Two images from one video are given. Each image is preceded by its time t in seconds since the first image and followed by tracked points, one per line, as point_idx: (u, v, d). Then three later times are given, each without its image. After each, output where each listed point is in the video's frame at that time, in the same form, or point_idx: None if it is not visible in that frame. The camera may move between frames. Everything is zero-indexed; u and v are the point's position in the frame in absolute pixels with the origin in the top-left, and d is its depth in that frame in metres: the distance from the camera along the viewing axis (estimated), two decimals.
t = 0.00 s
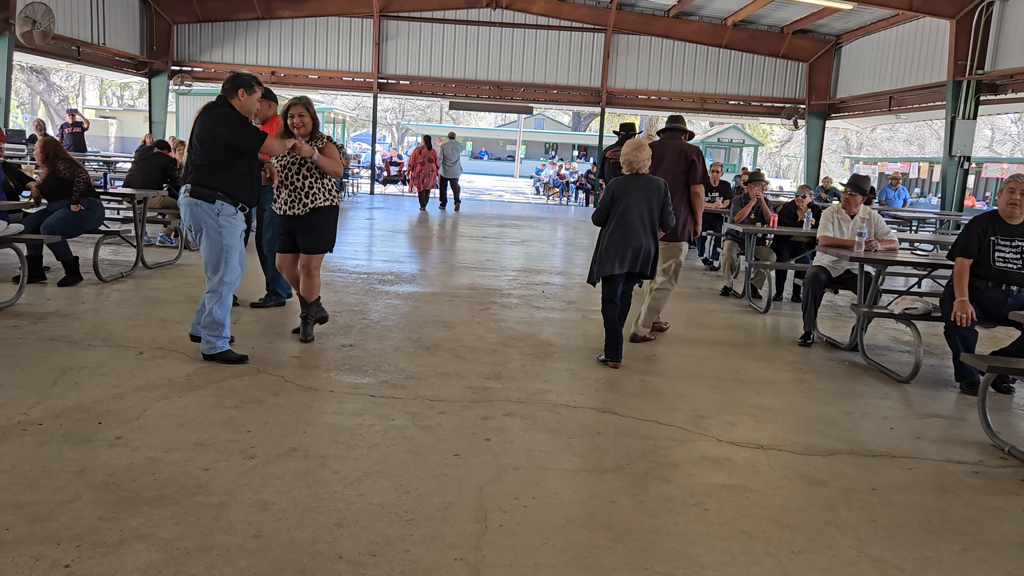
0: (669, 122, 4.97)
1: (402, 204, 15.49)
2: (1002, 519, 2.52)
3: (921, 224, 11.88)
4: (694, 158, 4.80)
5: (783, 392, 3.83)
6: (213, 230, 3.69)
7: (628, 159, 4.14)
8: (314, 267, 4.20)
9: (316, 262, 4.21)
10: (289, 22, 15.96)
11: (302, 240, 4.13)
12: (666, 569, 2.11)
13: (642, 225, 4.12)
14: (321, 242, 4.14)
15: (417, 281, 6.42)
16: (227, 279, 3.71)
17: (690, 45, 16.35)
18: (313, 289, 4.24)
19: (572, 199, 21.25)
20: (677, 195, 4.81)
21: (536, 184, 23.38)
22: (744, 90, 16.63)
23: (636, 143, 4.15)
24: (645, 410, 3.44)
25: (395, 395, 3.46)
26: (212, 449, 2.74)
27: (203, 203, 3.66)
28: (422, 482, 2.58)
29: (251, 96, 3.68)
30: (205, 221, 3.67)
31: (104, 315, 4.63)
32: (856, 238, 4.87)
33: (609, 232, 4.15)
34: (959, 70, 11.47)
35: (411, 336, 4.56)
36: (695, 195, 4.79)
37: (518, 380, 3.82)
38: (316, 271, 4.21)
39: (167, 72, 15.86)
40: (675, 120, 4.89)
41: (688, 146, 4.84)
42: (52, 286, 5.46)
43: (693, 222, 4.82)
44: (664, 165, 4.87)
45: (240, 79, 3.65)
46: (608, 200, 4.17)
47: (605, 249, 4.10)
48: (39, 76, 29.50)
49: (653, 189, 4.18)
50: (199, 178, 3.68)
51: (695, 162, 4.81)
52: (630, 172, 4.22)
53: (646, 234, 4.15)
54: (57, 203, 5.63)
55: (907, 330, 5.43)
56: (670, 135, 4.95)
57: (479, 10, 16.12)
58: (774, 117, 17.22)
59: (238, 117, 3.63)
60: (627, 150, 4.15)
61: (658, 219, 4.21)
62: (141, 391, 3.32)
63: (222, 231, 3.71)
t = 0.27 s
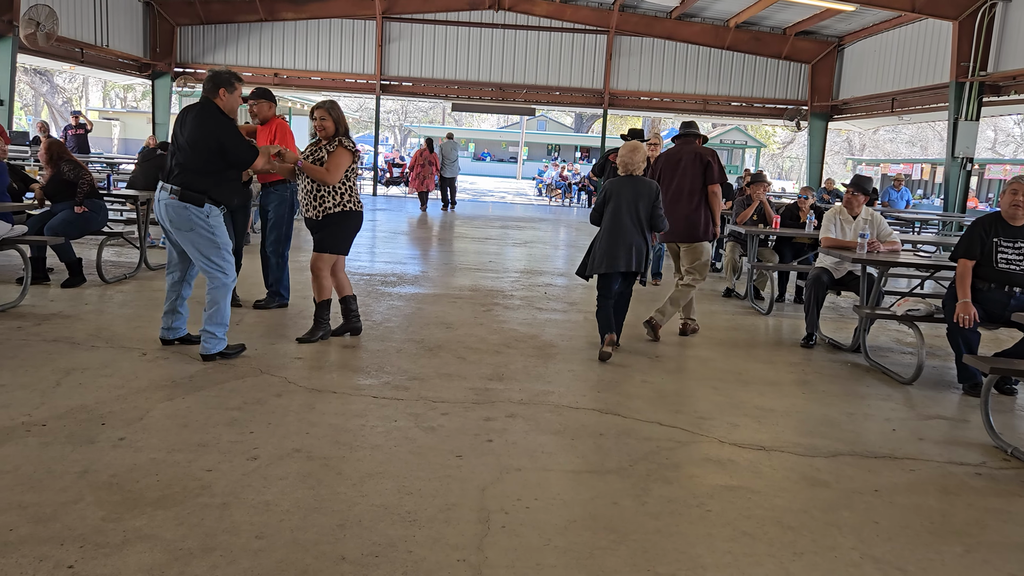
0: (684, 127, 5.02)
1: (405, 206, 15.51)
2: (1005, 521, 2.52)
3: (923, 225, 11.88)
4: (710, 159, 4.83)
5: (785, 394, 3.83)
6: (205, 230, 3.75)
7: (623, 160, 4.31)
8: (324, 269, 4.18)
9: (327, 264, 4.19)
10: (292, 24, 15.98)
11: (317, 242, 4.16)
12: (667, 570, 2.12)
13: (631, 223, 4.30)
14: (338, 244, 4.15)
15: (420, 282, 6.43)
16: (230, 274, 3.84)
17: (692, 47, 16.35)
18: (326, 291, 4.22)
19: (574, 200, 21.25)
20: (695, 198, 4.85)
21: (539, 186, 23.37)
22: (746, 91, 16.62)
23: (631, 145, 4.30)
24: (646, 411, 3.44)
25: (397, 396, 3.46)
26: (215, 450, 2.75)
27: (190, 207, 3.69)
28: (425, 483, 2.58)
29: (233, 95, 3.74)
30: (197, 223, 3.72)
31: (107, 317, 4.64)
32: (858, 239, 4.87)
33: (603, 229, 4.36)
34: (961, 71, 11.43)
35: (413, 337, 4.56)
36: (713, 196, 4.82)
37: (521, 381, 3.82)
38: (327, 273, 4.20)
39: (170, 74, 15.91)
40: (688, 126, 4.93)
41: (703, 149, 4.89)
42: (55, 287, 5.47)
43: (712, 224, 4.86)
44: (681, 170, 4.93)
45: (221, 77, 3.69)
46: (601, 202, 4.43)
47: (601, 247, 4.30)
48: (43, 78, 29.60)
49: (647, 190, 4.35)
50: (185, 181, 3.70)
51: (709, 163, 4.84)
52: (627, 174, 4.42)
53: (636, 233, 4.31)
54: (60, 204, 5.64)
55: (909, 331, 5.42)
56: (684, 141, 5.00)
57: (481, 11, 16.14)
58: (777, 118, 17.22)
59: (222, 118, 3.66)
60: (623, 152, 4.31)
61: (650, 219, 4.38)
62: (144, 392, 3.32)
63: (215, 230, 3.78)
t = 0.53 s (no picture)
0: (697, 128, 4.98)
1: (407, 206, 15.52)
2: (1006, 522, 2.52)
3: (925, 226, 11.88)
4: (729, 155, 4.80)
5: (787, 395, 3.83)
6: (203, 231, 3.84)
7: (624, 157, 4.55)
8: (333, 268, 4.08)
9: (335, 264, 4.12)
10: (294, 25, 15.99)
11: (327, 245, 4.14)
12: (669, 571, 2.12)
13: (630, 215, 4.46)
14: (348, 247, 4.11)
15: (422, 284, 6.43)
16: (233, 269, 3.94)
17: (694, 48, 16.35)
18: (335, 293, 4.13)
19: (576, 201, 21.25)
20: (717, 195, 4.82)
21: (540, 187, 23.38)
22: (748, 93, 16.62)
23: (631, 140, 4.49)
24: (648, 412, 3.45)
25: (399, 397, 3.46)
26: (218, 451, 2.75)
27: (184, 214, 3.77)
28: (427, 484, 2.58)
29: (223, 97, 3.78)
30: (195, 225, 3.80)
31: (110, 318, 4.64)
32: (860, 241, 4.87)
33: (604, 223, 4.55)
34: (963, 72, 11.45)
35: (415, 338, 4.57)
36: (735, 191, 4.80)
37: (523, 382, 3.82)
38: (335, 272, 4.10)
39: (173, 75, 15.93)
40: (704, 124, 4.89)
41: (721, 146, 4.84)
42: (58, 288, 5.48)
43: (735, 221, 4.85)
44: (699, 169, 4.87)
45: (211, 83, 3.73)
46: (600, 192, 4.64)
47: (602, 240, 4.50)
48: (45, 79, 29.64)
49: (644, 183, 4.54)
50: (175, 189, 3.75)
51: (732, 159, 4.80)
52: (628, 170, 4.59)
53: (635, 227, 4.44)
54: (63, 205, 5.65)
55: (911, 332, 5.42)
56: (701, 138, 4.96)
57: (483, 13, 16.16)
58: (778, 119, 17.21)
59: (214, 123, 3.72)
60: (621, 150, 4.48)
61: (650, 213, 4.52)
62: (147, 393, 3.33)
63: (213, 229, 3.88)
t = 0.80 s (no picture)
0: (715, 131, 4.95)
1: (408, 207, 15.52)
2: (1008, 522, 2.52)
3: (927, 226, 11.89)
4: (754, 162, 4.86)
5: (788, 395, 3.83)
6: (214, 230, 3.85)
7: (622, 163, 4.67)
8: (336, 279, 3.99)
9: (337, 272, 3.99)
10: (295, 26, 16.00)
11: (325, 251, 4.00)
12: (670, 571, 2.12)
13: (616, 217, 4.56)
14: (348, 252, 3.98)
15: (423, 284, 6.43)
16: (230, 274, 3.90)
17: (695, 48, 16.35)
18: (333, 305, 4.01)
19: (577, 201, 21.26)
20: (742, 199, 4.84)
21: (541, 187, 23.38)
22: (749, 93, 16.62)
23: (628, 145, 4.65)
24: (650, 412, 3.45)
25: (400, 398, 3.47)
26: (219, 451, 2.75)
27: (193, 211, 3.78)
28: (428, 484, 2.58)
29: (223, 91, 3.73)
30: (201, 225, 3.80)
31: (111, 318, 4.64)
32: (861, 241, 4.87)
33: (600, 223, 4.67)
34: (964, 72, 11.47)
35: (417, 339, 4.57)
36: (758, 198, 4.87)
37: (524, 382, 3.82)
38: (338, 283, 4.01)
39: (174, 76, 15.94)
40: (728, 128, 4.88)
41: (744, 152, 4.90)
42: (59, 289, 5.48)
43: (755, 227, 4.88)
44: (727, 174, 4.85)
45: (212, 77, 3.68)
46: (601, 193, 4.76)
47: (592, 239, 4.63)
48: (46, 80, 29.65)
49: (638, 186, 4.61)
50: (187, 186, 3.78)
51: (757, 166, 4.86)
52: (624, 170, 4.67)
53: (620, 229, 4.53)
54: (64, 206, 5.65)
55: (912, 332, 5.43)
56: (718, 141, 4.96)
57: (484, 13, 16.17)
58: (779, 119, 17.21)
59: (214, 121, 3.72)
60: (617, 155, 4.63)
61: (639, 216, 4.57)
62: (149, 393, 3.33)
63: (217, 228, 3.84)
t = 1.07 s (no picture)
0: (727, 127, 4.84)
1: (408, 207, 15.52)
2: (1008, 523, 2.52)
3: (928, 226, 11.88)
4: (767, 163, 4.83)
5: (788, 395, 3.83)
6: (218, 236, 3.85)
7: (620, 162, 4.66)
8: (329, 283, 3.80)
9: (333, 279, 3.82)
10: (295, 26, 16.00)
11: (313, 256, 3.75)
12: (670, 571, 2.12)
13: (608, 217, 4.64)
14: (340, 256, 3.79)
15: (423, 284, 6.43)
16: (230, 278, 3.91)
17: (696, 48, 16.35)
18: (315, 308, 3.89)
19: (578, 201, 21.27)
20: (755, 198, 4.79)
21: (542, 187, 23.38)
22: (749, 93, 16.62)
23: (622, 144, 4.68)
24: (650, 413, 3.45)
25: (401, 398, 3.47)
26: (220, 451, 2.75)
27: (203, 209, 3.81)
28: (429, 485, 2.59)
29: (227, 89, 3.72)
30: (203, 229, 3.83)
31: (112, 319, 4.64)
32: (862, 242, 4.87)
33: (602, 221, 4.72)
34: (965, 72, 11.45)
35: (417, 339, 4.57)
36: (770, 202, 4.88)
37: (524, 383, 3.83)
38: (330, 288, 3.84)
39: (174, 77, 15.95)
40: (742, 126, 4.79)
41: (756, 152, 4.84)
42: (60, 290, 5.49)
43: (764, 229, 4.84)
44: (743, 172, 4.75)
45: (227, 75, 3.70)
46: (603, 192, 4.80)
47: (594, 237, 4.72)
48: (47, 81, 29.63)
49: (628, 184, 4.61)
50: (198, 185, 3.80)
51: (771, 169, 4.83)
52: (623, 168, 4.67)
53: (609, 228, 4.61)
54: (65, 206, 5.66)
55: (913, 332, 5.43)
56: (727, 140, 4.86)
57: (484, 14, 16.16)
58: (780, 120, 17.21)
59: (215, 119, 3.70)
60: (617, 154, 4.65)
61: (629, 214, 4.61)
62: (149, 394, 3.33)
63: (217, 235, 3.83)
